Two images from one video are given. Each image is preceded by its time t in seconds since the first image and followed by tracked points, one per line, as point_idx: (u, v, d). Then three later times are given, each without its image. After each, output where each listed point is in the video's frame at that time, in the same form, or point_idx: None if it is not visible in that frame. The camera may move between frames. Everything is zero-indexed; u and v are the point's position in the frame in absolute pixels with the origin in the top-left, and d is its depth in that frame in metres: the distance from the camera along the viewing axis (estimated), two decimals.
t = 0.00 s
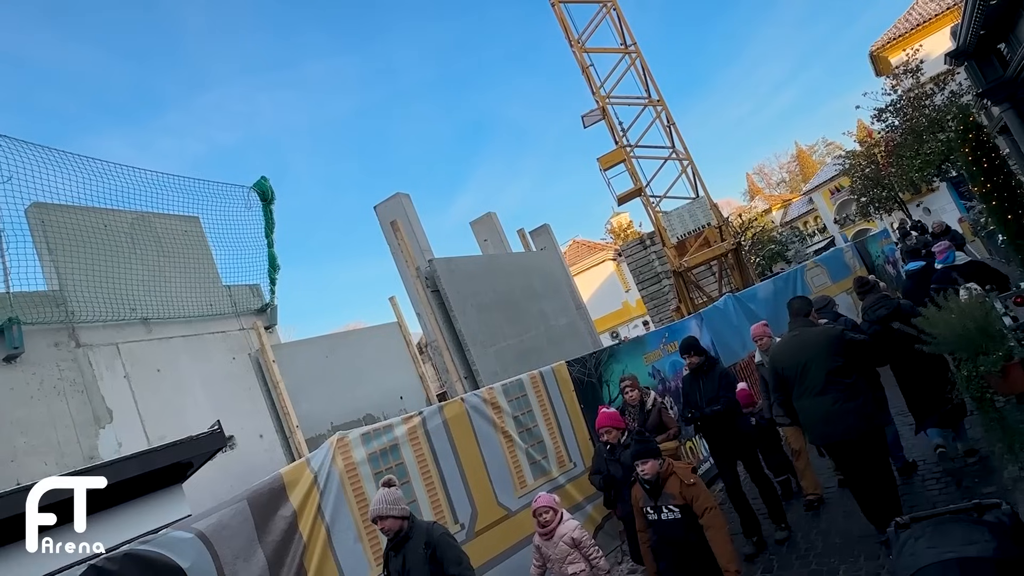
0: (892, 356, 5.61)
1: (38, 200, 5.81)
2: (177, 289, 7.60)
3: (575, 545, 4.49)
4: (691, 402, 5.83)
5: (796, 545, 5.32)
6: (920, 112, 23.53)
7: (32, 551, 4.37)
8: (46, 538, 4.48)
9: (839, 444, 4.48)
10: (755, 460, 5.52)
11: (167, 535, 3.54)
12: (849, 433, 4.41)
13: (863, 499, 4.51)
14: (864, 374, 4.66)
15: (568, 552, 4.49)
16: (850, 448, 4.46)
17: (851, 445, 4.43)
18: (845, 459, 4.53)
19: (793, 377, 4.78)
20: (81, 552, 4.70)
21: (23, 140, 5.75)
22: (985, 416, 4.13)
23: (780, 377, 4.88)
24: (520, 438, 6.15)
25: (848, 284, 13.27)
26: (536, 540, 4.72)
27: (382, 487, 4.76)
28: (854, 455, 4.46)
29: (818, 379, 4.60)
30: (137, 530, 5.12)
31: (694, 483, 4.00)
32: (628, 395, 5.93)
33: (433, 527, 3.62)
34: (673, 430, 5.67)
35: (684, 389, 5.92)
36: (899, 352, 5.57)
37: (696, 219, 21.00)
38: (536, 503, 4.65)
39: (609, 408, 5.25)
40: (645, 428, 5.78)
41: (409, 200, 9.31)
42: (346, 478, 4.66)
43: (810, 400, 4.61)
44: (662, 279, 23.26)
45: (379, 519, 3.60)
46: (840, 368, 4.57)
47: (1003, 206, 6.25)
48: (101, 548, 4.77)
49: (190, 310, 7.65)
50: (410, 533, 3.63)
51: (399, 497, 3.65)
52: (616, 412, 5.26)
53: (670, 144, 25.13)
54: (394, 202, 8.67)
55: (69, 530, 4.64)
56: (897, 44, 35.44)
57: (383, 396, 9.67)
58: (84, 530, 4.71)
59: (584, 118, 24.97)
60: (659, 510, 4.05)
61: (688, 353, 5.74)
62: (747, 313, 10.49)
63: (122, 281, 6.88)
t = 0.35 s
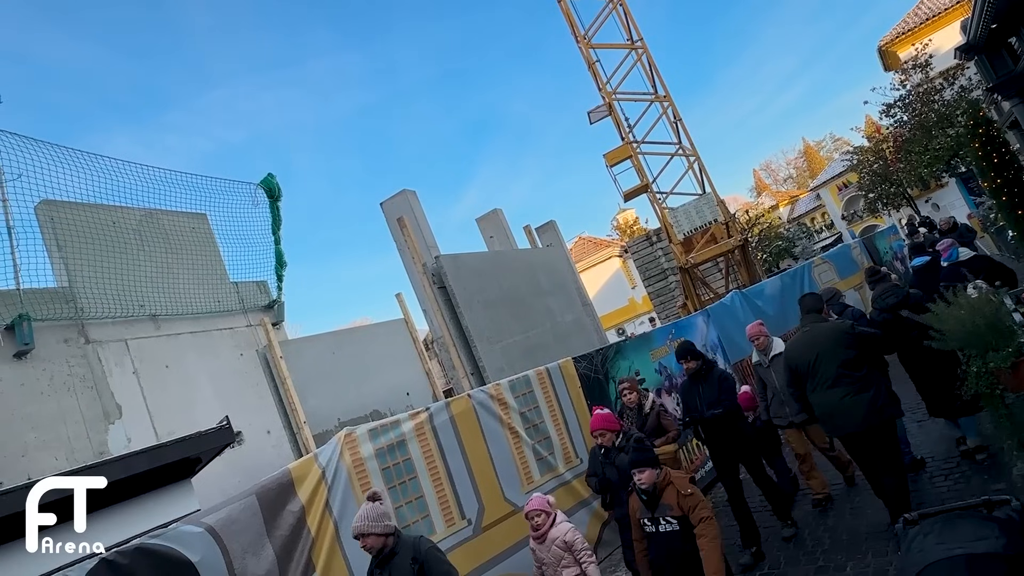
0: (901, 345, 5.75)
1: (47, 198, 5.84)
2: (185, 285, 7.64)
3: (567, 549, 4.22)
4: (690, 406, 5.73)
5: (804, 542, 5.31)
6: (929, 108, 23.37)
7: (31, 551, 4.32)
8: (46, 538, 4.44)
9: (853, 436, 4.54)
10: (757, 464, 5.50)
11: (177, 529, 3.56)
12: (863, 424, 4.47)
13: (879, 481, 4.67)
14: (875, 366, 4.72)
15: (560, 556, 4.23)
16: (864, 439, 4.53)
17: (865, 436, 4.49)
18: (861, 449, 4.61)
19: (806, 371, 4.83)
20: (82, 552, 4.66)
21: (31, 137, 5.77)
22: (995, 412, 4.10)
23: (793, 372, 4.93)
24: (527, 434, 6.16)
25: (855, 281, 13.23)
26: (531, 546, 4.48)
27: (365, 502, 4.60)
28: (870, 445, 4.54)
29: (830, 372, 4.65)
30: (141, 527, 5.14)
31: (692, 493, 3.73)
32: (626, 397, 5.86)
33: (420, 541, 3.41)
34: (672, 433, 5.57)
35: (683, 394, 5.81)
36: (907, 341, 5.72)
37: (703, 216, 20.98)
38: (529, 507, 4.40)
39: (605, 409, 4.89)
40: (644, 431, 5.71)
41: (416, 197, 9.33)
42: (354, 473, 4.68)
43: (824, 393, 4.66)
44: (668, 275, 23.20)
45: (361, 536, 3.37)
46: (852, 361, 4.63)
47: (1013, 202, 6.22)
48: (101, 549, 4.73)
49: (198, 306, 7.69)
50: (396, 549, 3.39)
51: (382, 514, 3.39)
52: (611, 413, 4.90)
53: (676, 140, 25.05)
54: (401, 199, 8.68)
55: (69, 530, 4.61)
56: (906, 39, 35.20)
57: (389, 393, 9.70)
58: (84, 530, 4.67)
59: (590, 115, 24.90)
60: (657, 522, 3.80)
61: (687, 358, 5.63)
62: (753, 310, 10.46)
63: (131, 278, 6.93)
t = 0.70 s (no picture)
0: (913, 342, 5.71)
1: (55, 194, 5.88)
2: (192, 282, 7.67)
3: (560, 558, 4.10)
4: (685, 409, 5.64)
5: (810, 539, 5.30)
6: (938, 103, 23.20)
7: (32, 551, 4.31)
8: (46, 538, 4.44)
9: (864, 423, 4.69)
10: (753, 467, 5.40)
11: (186, 524, 3.59)
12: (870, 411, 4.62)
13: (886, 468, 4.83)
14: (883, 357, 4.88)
15: (555, 565, 4.12)
16: (872, 426, 4.68)
17: (874, 422, 4.65)
18: (869, 437, 4.77)
19: (815, 362, 5.01)
20: (81, 552, 4.64)
21: (39, 134, 5.81)
22: (1006, 410, 4.09)
23: (805, 365, 5.13)
24: (533, 430, 6.17)
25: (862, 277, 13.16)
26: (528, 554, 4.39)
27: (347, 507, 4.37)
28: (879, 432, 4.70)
29: (839, 362, 4.83)
30: (149, 522, 5.20)
31: (684, 497, 3.66)
32: (624, 400, 5.68)
33: (403, 549, 3.37)
34: (672, 438, 5.43)
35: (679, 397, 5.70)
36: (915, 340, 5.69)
37: (709, 212, 20.97)
38: (522, 516, 4.33)
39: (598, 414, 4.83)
40: (640, 436, 5.52)
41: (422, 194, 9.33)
42: (361, 469, 4.69)
43: (833, 382, 4.84)
44: (674, 272, 23.12)
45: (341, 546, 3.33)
46: (860, 352, 4.82)
47: (1022, 198, 6.18)
48: (101, 549, 4.70)
49: (205, 303, 7.72)
50: (377, 557, 3.35)
51: (361, 522, 3.33)
52: (606, 418, 4.86)
53: (682, 136, 24.95)
54: (407, 195, 8.68)
55: (70, 529, 4.60)
56: (914, 34, 34.97)
57: (395, 389, 9.72)
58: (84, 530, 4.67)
59: (596, 111, 24.84)
60: (649, 528, 3.73)
61: (678, 359, 5.55)
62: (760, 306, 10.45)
63: (139, 275, 6.96)
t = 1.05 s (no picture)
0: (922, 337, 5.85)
1: (65, 191, 5.91)
2: (200, 278, 7.70)
3: (550, 566, 4.13)
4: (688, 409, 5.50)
5: (817, 535, 5.28)
6: (947, 98, 23.01)
7: (32, 551, 4.29)
8: (46, 538, 4.41)
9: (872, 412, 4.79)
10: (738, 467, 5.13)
11: (195, 518, 3.62)
12: (881, 398, 4.73)
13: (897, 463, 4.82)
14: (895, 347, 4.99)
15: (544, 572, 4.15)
16: (883, 414, 4.76)
17: (883, 410, 4.75)
18: (880, 428, 4.83)
19: (828, 350, 5.09)
20: (81, 552, 4.59)
21: (48, 131, 5.84)
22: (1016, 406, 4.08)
23: (817, 353, 5.19)
24: (540, 426, 6.17)
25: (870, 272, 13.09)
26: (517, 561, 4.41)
27: (330, 512, 4.25)
28: (891, 422, 4.79)
29: (851, 351, 4.93)
30: (157, 517, 5.23)
31: (683, 499, 3.60)
32: (620, 399, 5.61)
33: (385, 556, 3.27)
34: (668, 440, 5.32)
35: (678, 397, 5.61)
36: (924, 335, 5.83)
37: (716, 208, 20.90)
38: (512, 520, 4.43)
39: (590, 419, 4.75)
40: (636, 437, 5.44)
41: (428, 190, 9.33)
42: (368, 464, 4.70)
43: (845, 369, 4.93)
44: (680, 268, 23.04)
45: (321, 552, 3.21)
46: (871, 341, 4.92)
47: None
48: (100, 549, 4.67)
49: (213, 299, 7.75)
50: (360, 563, 3.25)
51: (341, 528, 3.22)
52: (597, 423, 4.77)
53: (689, 131, 24.85)
54: (413, 191, 8.68)
55: (69, 529, 4.57)
56: (923, 28, 34.71)
57: (401, 385, 9.74)
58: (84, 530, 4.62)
59: (602, 107, 24.78)
60: (646, 533, 3.65)
61: (675, 358, 5.49)
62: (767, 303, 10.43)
63: (146, 271, 7.00)
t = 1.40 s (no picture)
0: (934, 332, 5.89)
1: (73, 188, 5.94)
2: (207, 274, 7.73)
3: (544, 568, 4.07)
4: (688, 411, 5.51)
5: (824, 532, 5.27)
6: (956, 93, 22.81)
7: (31, 551, 4.30)
8: (46, 538, 4.42)
9: (888, 405, 4.81)
10: (742, 471, 5.11)
11: (204, 512, 3.64)
12: (895, 391, 4.75)
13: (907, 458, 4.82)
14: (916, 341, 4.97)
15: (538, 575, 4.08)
16: (897, 407, 4.79)
17: (899, 404, 4.76)
18: (893, 421, 4.84)
19: (846, 343, 5.13)
20: (81, 552, 4.60)
21: (56, 128, 5.87)
22: None
23: (835, 345, 5.25)
24: (546, 422, 6.19)
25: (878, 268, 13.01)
26: (508, 563, 4.33)
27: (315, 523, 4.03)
28: (904, 416, 4.80)
29: (870, 344, 4.96)
30: (167, 511, 5.28)
31: (690, 510, 3.42)
32: (616, 397, 5.57)
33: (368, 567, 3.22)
34: (665, 439, 5.31)
35: (679, 398, 5.61)
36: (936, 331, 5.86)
37: (722, 204, 20.84)
38: (504, 523, 4.30)
39: (580, 419, 4.77)
40: (632, 436, 5.41)
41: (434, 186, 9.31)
42: (375, 460, 4.72)
43: (863, 361, 4.96)
44: (686, 265, 22.96)
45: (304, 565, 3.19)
46: (889, 334, 4.94)
47: None
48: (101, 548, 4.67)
49: (220, 296, 7.78)
50: None
51: (323, 541, 3.20)
52: (588, 424, 4.78)
53: (696, 127, 24.75)
54: (419, 188, 8.66)
55: (69, 529, 4.57)
56: (931, 23, 34.47)
57: (407, 381, 9.76)
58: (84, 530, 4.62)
59: (608, 103, 24.71)
60: (652, 545, 3.45)
61: (676, 357, 5.40)
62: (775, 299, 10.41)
63: (154, 268, 7.02)
